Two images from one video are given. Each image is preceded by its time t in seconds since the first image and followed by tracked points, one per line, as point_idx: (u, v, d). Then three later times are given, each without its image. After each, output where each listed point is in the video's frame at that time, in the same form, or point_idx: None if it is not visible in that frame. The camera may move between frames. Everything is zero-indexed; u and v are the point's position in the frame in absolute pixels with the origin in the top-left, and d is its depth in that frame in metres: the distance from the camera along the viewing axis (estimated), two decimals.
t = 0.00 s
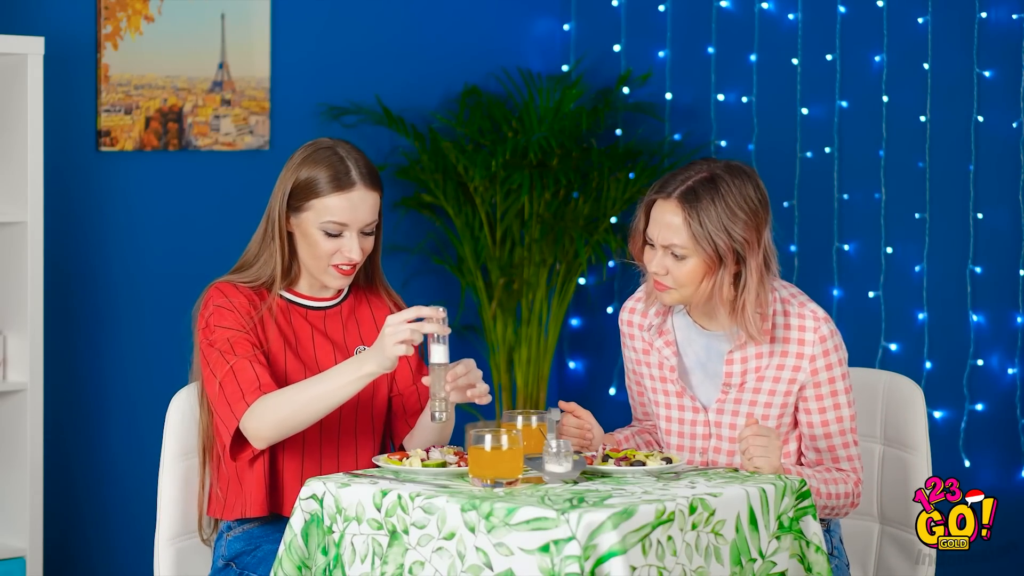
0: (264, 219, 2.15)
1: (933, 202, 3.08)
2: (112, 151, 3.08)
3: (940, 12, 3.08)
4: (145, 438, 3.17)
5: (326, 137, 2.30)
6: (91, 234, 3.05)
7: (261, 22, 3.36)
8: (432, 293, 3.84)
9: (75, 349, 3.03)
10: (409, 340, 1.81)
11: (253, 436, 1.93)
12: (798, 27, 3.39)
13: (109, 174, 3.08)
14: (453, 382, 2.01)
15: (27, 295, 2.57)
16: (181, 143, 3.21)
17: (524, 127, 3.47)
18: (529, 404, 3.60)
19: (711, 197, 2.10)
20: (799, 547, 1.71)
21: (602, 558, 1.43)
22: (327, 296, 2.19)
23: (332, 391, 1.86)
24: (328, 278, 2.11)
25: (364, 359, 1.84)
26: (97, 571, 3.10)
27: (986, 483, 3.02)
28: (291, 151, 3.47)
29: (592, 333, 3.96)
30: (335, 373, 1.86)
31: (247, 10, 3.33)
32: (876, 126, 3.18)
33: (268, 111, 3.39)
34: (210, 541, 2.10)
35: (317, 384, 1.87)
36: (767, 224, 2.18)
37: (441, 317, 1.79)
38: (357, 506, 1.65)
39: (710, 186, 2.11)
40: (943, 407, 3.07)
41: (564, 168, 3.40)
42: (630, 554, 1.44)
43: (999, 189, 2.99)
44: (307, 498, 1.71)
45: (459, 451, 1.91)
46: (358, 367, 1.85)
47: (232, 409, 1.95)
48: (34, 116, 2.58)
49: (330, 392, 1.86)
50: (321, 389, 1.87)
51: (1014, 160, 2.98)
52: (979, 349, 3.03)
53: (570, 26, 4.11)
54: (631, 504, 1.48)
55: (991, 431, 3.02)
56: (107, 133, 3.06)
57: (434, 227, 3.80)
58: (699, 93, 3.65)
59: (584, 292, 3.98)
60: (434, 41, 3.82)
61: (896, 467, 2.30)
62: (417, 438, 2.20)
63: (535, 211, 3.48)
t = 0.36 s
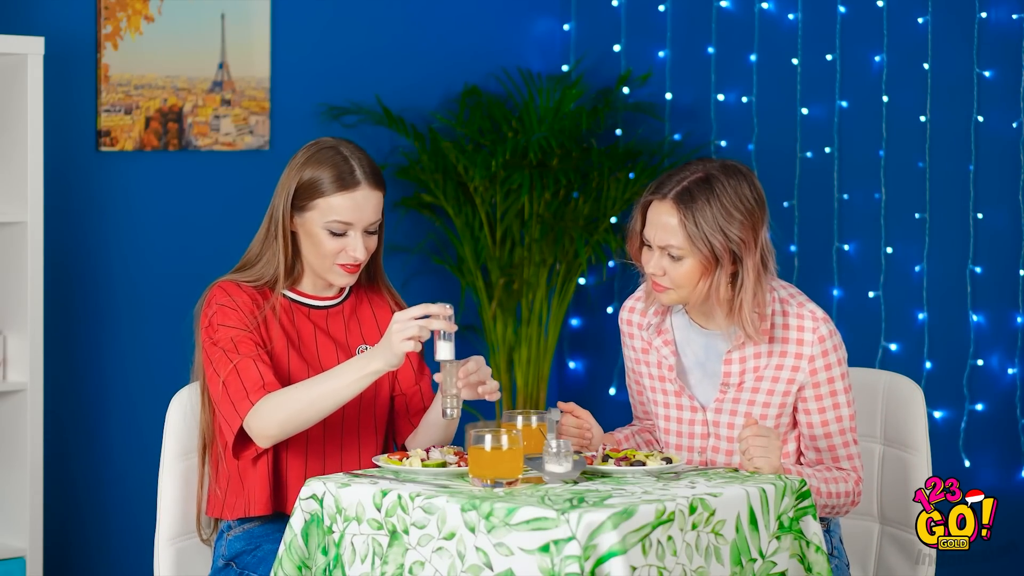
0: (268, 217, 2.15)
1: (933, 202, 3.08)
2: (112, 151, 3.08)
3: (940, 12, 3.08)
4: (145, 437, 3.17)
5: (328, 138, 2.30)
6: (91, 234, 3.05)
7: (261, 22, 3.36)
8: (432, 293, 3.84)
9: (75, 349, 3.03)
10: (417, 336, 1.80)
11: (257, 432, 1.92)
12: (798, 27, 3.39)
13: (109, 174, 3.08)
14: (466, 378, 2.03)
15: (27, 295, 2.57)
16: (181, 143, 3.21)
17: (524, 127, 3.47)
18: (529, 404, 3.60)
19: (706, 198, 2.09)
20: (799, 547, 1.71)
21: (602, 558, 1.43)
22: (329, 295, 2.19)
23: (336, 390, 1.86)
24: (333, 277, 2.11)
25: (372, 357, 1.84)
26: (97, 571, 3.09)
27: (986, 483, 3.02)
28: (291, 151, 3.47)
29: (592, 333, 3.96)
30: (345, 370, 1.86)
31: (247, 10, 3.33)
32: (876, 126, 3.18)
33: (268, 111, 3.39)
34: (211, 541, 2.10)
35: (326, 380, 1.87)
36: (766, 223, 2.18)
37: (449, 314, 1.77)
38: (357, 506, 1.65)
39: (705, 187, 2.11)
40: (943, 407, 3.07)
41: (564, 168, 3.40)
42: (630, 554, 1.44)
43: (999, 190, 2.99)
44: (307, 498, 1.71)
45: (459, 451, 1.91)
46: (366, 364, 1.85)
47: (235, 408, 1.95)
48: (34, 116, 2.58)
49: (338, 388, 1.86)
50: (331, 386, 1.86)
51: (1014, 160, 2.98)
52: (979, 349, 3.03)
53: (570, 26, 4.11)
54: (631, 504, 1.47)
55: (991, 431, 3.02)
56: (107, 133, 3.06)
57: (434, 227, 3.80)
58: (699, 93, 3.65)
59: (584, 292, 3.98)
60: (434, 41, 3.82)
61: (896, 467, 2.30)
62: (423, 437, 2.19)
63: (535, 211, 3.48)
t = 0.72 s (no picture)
0: (268, 217, 2.15)
1: (933, 202, 3.08)
2: (112, 150, 3.08)
3: (940, 12, 3.08)
4: (145, 437, 3.17)
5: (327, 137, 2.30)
6: (91, 234, 3.05)
7: (261, 22, 3.36)
8: (432, 293, 3.84)
9: (75, 349, 3.03)
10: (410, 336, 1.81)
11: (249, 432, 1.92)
12: (798, 27, 3.40)
13: (109, 174, 3.08)
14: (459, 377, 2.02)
15: (27, 295, 2.57)
16: (181, 143, 3.21)
17: (524, 127, 3.47)
18: (529, 404, 3.60)
19: (705, 188, 2.10)
20: (799, 547, 1.71)
21: (602, 558, 1.43)
22: (329, 294, 2.19)
23: (331, 388, 1.86)
24: (334, 275, 2.11)
25: (363, 356, 1.84)
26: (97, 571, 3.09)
27: (986, 483, 3.02)
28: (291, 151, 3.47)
29: (592, 333, 3.96)
30: (339, 370, 1.86)
31: (247, 10, 3.33)
32: (876, 126, 3.18)
33: (268, 111, 3.39)
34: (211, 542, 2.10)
35: (321, 379, 1.87)
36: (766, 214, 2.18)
37: (440, 313, 1.79)
38: (357, 506, 1.64)
39: (703, 178, 2.11)
40: (943, 407, 3.07)
41: (564, 168, 3.40)
42: (630, 554, 1.44)
43: (999, 190, 2.99)
44: (307, 498, 1.71)
45: (459, 451, 1.91)
46: (358, 364, 1.85)
47: (228, 411, 1.95)
48: (34, 116, 2.58)
49: (331, 386, 1.86)
50: (326, 386, 1.86)
51: (1014, 160, 2.98)
52: (979, 349, 3.03)
53: (570, 26, 4.11)
54: (631, 504, 1.47)
55: (991, 431, 3.02)
56: (107, 133, 3.06)
57: (434, 227, 3.80)
58: (699, 93, 3.65)
59: (584, 292, 3.98)
60: (434, 41, 3.82)
61: (896, 467, 2.30)
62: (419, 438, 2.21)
63: (535, 211, 3.48)
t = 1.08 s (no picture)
0: (258, 216, 2.15)
1: (933, 202, 3.08)
2: (112, 150, 3.08)
3: (940, 12, 3.08)
4: (145, 437, 3.17)
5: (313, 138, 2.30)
6: (91, 234, 3.05)
7: (261, 22, 3.36)
8: (432, 293, 3.84)
9: (75, 349, 3.03)
10: (369, 333, 1.82)
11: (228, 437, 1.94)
12: (798, 27, 3.40)
13: (109, 173, 3.08)
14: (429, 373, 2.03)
15: (27, 295, 2.57)
16: (181, 143, 3.21)
17: (524, 127, 3.47)
18: (529, 404, 3.60)
19: (716, 165, 2.14)
20: (799, 547, 1.71)
21: (603, 558, 1.43)
22: (323, 291, 2.20)
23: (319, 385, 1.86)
24: (331, 270, 2.11)
25: (329, 356, 1.86)
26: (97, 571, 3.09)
27: (986, 483, 3.02)
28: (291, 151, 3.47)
29: (592, 333, 3.96)
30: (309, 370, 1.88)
31: (247, 10, 3.33)
32: (876, 126, 3.18)
33: (268, 111, 3.39)
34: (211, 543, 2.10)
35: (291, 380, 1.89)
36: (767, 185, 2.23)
37: (397, 306, 1.82)
38: (357, 507, 1.65)
39: (711, 155, 2.15)
40: (943, 407, 3.07)
41: (564, 168, 3.40)
42: (630, 554, 1.44)
43: (999, 190, 2.99)
44: (307, 498, 1.71)
45: (459, 451, 1.91)
46: (324, 365, 1.87)
47: (207, 419, 1.97)
48: (34, 116, 2.58)
49: (300, 387, 1.89)
50: (299, 387, 1.89)
51: (1014, 160, 2.98)
52: (979, 349, 3.03)
53: (570, 26, 4.11)
54: (631, 504, 1.47)
55: (991, 431, 3.02)
56: (107, 133, 3.06)
57: (434, 227, 3.80)
58: (699, 93, 3.65)
59: (583, 291, 3.98)
60: (434, 41, 3.82)
61: (896, 466, 2.30)
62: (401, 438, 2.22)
63: (535, 211, 3.48)
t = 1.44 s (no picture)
0: (246, 217, 2.14)
1: (933, 202, 3.08)
2: (112, 151, 3.08)
3: (940, 12, 3.08)
4: (145, 437, 3.17)
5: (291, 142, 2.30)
6: (91, 234, 3.05)
7: (261, 22, 3.36)
8: (432, 293, 3.84)
9: (74, 349, 3.03)
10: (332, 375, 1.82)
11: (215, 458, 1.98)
12: (798, 27, 3.40)
13: (109, 174, 3.08)
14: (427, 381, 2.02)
15: (26, 295, 2.57)
16: (181, 143, 3.21)
17: (524, 127, 3.47)
18: (529, 404, 3.60)
19: (722, 148, 2.16)
20: (800, 547, 1.71)
21: (603, 558, 1.43)
22: (314, 288, 2.19)
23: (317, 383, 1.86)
24: (331, 263, 2.12)
25: (297, 389, 1.88)
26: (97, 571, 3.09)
27: (986, 483, 3.02)
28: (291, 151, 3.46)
29: (592, 333, 3.96)
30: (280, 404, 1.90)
31: (247, 10, 3.33)
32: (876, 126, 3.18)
33: (268, 111, 3.38)
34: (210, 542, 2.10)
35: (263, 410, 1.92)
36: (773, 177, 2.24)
37: (357, 342, 1.81)
38: (358, 506, 1.65)
39: (719, 139, 2.17)
40: (943, 407, 3.08)
41: (564, 168, 3.40)
42: (630, 554, 1.44)
43: (999, 189, 2.99)
44: (308, 498, 1.71)
45: (459, 451, 1.91)
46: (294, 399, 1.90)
47: (193, 442, 1.99)
48: (34, 116, 2.57)
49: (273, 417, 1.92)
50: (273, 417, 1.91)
51: (1014, 160, 2.97)
52: (979, 349, 3.03)
53: (570, 26, 4.11)
54: (632, 504, 1.47)
55: (991, 431, 3.02)
56: (107, 133, 3.06)
57: (434, 227, 3.80)
58: (699, 93, 3.65)
59: (584, 292, 3.98)
60: (434, 40, 3.82)
61: (896, 466, 2.30)
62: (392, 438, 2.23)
63: (535, 212, 3.48)
